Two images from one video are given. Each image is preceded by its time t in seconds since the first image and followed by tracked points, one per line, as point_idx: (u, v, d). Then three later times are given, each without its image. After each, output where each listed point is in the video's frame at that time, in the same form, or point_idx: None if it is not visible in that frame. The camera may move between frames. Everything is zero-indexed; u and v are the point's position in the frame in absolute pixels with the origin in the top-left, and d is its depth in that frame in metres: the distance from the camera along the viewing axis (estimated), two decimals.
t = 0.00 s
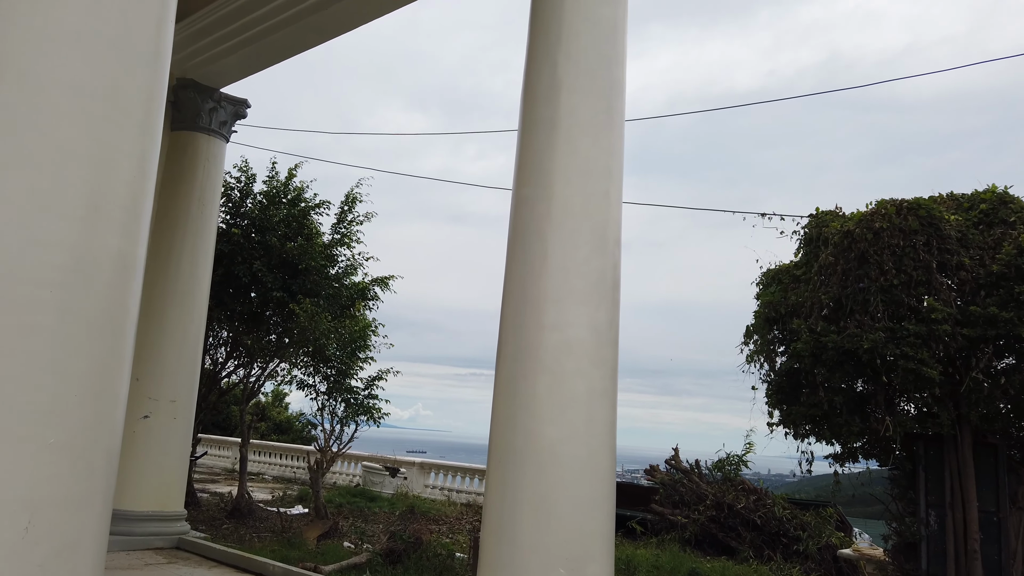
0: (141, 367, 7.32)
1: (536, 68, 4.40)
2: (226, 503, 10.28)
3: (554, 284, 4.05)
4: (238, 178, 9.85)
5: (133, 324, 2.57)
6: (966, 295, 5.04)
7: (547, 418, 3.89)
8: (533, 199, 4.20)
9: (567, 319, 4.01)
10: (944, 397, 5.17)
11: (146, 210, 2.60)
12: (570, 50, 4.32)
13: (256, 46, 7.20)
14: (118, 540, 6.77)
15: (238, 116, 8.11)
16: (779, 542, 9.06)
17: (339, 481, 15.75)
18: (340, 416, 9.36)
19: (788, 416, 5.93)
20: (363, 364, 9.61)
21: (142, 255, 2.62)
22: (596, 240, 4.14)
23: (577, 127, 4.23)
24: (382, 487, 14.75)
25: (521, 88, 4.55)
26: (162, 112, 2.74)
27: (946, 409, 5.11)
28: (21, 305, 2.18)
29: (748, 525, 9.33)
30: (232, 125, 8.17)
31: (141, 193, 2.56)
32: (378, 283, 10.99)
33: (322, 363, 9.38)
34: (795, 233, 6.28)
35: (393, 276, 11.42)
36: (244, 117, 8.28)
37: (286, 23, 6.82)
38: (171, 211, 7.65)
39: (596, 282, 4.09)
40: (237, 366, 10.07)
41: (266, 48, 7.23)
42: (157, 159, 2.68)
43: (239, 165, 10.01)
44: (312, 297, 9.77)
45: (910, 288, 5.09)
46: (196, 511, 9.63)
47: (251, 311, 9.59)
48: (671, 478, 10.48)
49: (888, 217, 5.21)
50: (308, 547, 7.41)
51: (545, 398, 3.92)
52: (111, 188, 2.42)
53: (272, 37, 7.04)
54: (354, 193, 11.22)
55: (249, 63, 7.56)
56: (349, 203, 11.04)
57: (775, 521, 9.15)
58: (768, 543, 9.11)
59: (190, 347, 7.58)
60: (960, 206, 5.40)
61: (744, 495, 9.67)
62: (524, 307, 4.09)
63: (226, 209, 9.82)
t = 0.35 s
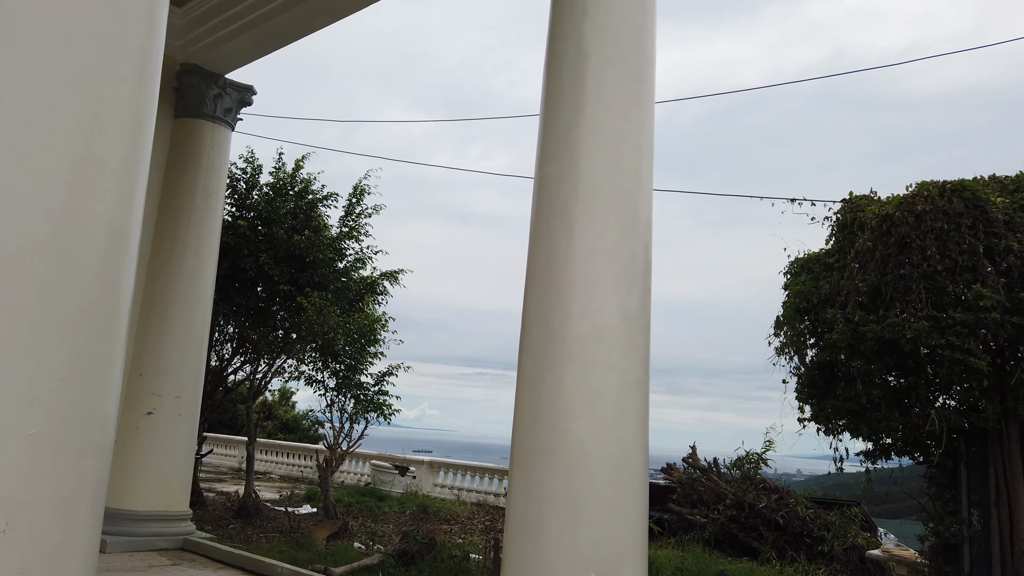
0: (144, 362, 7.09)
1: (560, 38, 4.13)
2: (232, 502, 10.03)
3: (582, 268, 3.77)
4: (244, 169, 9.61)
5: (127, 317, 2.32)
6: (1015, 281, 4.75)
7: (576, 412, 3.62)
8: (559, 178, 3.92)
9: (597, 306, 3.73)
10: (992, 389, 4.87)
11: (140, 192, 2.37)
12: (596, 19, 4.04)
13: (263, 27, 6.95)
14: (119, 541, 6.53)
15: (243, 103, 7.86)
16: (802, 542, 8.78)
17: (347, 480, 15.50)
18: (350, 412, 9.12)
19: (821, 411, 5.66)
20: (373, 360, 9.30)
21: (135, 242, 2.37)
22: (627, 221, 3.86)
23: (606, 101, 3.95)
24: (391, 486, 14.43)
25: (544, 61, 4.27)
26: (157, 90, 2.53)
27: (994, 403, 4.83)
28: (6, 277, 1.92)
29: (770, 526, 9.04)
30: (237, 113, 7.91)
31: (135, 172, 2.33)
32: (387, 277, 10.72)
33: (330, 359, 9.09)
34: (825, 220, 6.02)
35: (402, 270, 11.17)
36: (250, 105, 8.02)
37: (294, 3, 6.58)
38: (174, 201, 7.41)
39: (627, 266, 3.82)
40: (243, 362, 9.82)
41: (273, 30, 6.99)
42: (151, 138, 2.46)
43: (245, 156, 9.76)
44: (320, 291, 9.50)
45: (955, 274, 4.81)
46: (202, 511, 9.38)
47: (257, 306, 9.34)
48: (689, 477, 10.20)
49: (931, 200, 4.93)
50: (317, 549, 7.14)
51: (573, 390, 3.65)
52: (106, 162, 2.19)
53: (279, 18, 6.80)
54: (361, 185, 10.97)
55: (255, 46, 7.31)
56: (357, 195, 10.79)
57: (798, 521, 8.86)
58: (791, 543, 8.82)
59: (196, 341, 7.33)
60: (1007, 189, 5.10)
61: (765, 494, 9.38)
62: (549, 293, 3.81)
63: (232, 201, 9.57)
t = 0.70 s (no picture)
0: (139, 361, 6.84)
1: (575, 13, 3.85)
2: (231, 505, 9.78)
3: (601, 255, 3.49)
4: (243, 163, 9.33)
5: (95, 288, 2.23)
6: None
7: (595, 411, 3.35)
8: (574, 160, 3.64)
9: (617, 297, 3.46)
10: None
11: (111, 164, 2.30)
12: None
13: (262, 12, 6.67)
14: (111, 547, 6.26)
15: (242, 93, 7.58)
16: (819, 546, 8.50)
17: (350, 481, 15.25)
18: (351, 412, 8.76)
19: (847, 410, 5.40)
20: (375, 358, 8.97)
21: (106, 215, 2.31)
22: (648, 206, 3.58)
23: (624, 78, 3.67)
24: (394, 488, 14.15)
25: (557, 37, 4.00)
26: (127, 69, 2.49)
27: None
28: None
29: (785, 529, 8.76)
30: (235, 103, 7.62)
31: (105, 140, 2.27)
32: (390, 274, 10.46)
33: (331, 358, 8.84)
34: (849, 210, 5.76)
35: (406, 267, 10.89)
36: (249, 94, 7.74)
37: None
38: (169, 194, 7.14)
39: (648, 254, 3.54)
40: (242, 361, 9.58)
41: (272, 14, 6.71)
42: (122, 112, 2.40)
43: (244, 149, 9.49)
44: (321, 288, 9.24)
45: (993, 265, 4.55)
46: (200, 515, 9.11)
47: (257, 303, 9.11)
48: (701, 478, 9.94)
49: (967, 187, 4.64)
50: (319, 554, 6.86)
51: (592, 387, 3.37)
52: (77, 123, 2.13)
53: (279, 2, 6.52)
54: (364, 179, 10.69)
55: (255, 32, 7.01)
56: (359, 190, 10.52)
57: (814, 524, 8.58)
58: (807, 547, 8.56)
59: (194, 339, 7.06)
60: None
61: (780, 496, 9.11)
62: (565, 283, 3.53)
63: (230, 196, 9.30)
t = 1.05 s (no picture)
0: (124, 360, 6.54)
1: None
2: (226, 509, 9.47)
3: (615, 240, 3.18)
4: (235, 156, 9.02)
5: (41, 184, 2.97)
6: None
7: (610, 409, 3.04)
8: (585, 136, 3.34)
9: (632, 285, 3.14)
10: None
11: (37, 195, 2.95)
12: None
13: None
14: (94, 557, 5.94)
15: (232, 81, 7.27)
16: (834, 550, 8.19)
17: (349, 483, 14.94)
18: (347, 414, 8.34)
19: (871, 411, 5.06)
20: (372, 357, 8.58)
21: (34, 236, 2.96)
22: (665, 186, 3.27)
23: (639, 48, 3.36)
24: (394, 490, 13.80)
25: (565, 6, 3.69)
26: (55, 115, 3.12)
27: None
28: None
29: (798, 533, 8.46)
30: (224, 91, 7.31)
31: (30, 176, 2.91)
32: (388, 271, 10.15)
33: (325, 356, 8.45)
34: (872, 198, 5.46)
35: (405, 262, 10.57)
36: (239, 83, 7.43)
37: None
38: (157, 186, 6.84)
39: (666, 238, 3.22)
40: (236, 361, 9.29)
41: None
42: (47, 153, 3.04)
43: (237, 142, 9.18)
44: (317, 284, 8.92)
45: None
46: (193, 520, 8.80)
47: (250, 301, 8.82)
48: (709, 480, 9.63)
49: (1004, 171, 4.36)
50: (313, 563, 6.55)
51: (605, 385, 3.06)
52: None
53: None
54: (361, 173, 10.36)
55: (242, 16, 6.69)
56: (356, 184, 10.20)
57: (829, 528, 8.26)
58: (822, 552, 8.27)
59: (182, 338, 6.75)
60: None
61: (793, 498, 8.80)
62: (576, 270, 3.22)
63: (222, 190, 8.99)
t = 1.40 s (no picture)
0: (118, 357, 6.24)
1: None
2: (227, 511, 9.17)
3: (651, 219, 2.87)
4: (235, 146, 8.72)
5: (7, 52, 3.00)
6: None
7: (648, 407, 2.73)
8: (617, 104, 3.02)
9: (670, 268, 2.83)
10: None
11: None
12: None
13: None
14: (86, 562, 5.64)
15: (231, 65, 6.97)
16: (858, 554, 7.86)
17: (353, 484, 14.64)
18: (352, 412, 8.02)
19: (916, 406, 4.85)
20: (378, 354, 8.23)
21: None
22: (706, 158, 2.96)
23: (675, 7, 3.05)
24: (400, 491, 13.43)
25: None
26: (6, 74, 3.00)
27: None
28: None
29: (820, 535, 8.15)
30: (223, 76, 7.01)
31: None
32: (394, 265, 9.83)
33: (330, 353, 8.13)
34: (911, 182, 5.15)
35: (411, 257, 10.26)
36: (238, 67, 7.13)
37: None
38: (153, 175, 6.54)
39: (708, 216, 2.91)
40: (238, 358, 8.99)
41: None
42: None
43: (237, 131, 8.86)
44: (321, 278, 8.62)
45: None
46: (193, 523, 8.50)
47: (252, 296, 8.52)
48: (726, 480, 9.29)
49: None
50: (317, 568, 6.24)
51: (642, 379, 2.75)
52: None
53: None
54: (365, 164, 10.05)
55: None
56: (360, 175, 9.88)
57: (853, 531, 7.94)
58: (846, 555, 7.93)
59: (179, 334, 6.46)
60: None
61: (814, 500, 8.49)
62: (608, 252, 2.92)
63: (222, 180, 8.68)
